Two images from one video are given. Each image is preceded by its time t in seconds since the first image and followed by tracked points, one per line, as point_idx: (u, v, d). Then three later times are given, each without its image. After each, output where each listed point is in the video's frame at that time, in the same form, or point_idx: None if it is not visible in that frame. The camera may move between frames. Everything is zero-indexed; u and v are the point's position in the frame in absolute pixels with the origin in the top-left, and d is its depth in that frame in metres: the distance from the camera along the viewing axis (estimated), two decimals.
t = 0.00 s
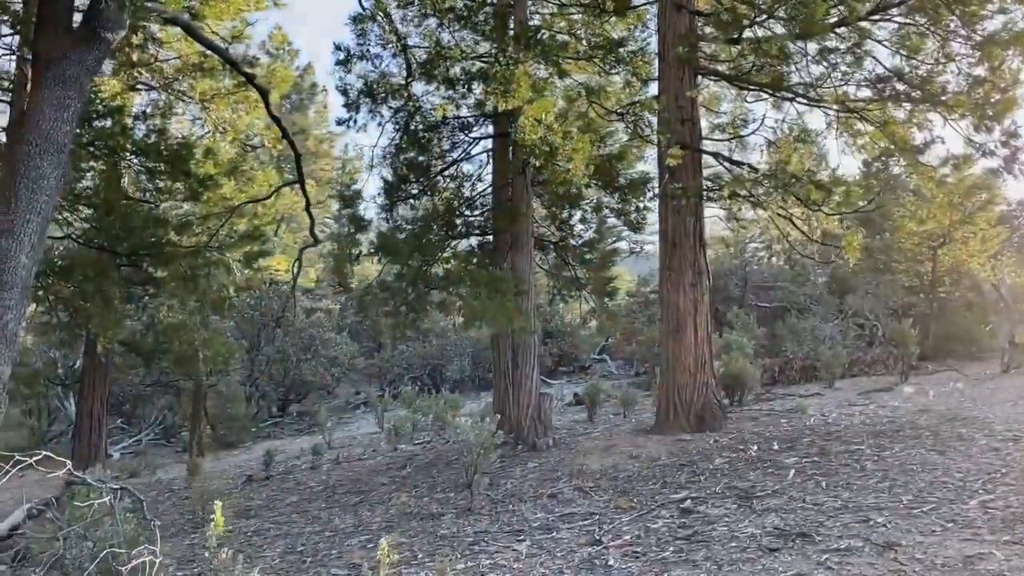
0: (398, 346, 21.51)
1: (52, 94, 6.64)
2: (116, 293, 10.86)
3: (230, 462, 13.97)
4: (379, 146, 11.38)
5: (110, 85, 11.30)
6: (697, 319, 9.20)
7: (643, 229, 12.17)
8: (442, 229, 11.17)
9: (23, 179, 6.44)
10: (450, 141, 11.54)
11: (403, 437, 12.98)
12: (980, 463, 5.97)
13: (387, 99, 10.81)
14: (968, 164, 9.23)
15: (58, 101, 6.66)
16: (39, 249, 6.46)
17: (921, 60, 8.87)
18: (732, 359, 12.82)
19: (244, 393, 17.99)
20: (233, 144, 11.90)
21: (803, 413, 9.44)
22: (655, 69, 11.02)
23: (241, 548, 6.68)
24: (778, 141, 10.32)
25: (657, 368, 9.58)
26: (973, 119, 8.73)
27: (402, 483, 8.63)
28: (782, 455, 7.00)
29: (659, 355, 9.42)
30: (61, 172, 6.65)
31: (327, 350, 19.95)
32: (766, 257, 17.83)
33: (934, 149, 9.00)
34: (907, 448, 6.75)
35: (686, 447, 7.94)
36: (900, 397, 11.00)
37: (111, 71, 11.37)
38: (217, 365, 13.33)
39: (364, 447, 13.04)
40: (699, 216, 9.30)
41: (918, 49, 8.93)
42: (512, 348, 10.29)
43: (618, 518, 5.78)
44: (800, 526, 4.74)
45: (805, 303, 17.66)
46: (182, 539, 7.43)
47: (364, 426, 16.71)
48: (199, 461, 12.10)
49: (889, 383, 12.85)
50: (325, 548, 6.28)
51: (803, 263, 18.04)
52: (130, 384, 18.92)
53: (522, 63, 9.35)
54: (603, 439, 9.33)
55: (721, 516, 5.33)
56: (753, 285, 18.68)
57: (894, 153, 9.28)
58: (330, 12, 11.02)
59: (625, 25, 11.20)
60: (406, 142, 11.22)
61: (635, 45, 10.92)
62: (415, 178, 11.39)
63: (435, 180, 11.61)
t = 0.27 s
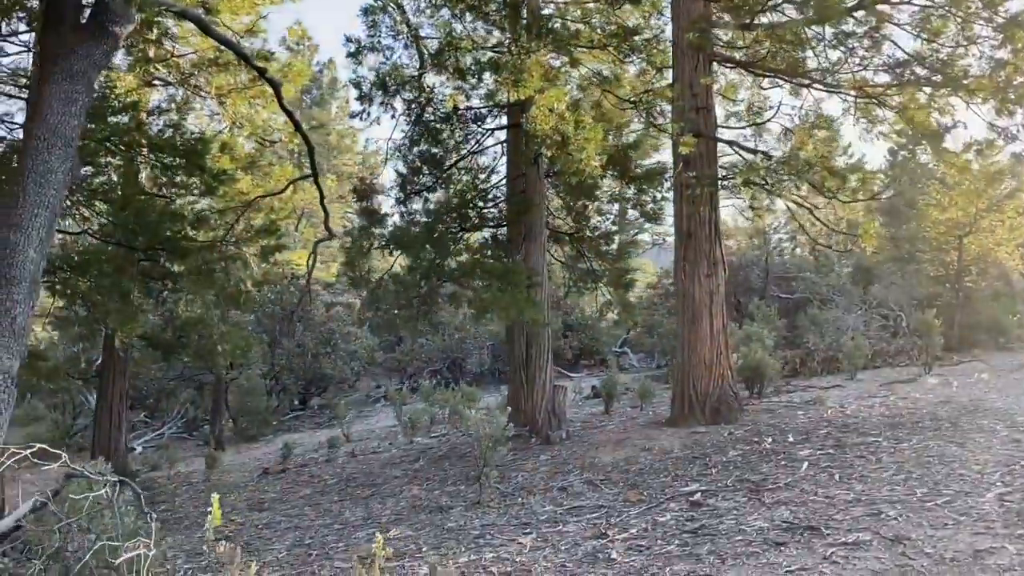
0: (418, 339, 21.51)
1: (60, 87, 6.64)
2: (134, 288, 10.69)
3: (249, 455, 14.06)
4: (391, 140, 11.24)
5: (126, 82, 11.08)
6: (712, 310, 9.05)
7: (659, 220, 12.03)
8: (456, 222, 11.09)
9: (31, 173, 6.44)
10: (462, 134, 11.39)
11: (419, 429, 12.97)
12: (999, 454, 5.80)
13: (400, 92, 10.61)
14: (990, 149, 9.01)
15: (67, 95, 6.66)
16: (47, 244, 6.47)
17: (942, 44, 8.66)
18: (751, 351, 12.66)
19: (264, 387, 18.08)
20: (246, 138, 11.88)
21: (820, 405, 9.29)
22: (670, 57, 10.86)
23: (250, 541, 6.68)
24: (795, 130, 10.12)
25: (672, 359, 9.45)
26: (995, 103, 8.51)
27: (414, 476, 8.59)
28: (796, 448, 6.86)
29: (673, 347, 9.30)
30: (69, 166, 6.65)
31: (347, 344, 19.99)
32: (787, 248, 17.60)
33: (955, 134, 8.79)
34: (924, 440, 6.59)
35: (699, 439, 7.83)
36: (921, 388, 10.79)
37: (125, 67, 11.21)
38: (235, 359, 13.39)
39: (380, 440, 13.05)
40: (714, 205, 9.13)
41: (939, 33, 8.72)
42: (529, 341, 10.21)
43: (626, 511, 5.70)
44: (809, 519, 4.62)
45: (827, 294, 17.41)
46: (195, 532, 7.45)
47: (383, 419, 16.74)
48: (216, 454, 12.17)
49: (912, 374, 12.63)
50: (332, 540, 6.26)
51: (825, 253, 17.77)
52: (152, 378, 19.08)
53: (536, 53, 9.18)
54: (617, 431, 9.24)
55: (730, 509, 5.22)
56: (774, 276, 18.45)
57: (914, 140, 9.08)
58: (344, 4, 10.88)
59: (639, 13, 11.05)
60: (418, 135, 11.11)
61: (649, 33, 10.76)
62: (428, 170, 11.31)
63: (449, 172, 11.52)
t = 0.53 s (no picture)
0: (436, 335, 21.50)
1: (67, 88, 6.64)
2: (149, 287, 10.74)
3: (267, 452, 14.12)
4: (403, 135, 11.17)
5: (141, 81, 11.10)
6: (725, 307, 8.94)
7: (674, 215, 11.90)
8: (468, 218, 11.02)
9: (37, 175, 6.45)
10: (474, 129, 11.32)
11: (435, 426, 12.95)
12: (1016, 454, 5.64)
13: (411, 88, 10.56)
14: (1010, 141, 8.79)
15: (73, 95, 6.65)
16: (54, 245, 6.48)
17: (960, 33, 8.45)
18: (768, 347, 12.49)
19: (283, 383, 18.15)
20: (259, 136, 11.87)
21: (837, 402, 9.14)
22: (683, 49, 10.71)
23: (258, 541, 6.68)
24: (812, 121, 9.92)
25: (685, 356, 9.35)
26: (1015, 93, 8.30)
27: (425, 474, 8.56)
28: (809, 447, 6.73)
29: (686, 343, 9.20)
30: (76, 167, 6.66)
31: (365, 340, 20.01)
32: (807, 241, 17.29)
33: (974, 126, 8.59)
34: (941, 439, 6.43)
35: (712, 438, 7.72)
36: (942, 384, 10.59)
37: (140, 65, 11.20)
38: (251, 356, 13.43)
39: (396, 437, 13.04)
40: (727, 200, 9.01)
41: (958, 22, 8.50)
42: (541, 339, 10.15)
43: (633, 512, 5.62)
44: (816, 522, 4.52)
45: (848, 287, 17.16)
46: (206, 531, 7.47)
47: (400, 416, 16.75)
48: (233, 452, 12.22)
49: (933, 369, 12.41)
50: (339, 541, 6.24)
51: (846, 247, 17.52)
52: (172, 375, 19.22)
53: (546, 48, 9.08)
54: (630, 429, 9.15)
55: (737, 511, 5.13)
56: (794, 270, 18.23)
57: (932, 131, 8.88)
58: None
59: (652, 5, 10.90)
60: (430, 131, 11.03)
61: (663, 25, 10.61)
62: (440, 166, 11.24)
63: (461, 168, 11.44)
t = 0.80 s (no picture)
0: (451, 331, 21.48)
1: (74, 90, 6.65)
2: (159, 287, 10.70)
3: (279, 451, 14.15)
4: (411, 133, 11.17)
5: (152, 82, 11.27)
6: (735, 302, 8.85)
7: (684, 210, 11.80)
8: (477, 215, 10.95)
9: (41, 178, 6.47)
10: (483, 125, 11.30)
11: (447, 423, 12.92)
12: None
13: (418, 87, 10.54)
14: None
15: (79, 96, 6.67)
16: (60, 246, 6.51)
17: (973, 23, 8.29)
18: (782, 342, 12.36)
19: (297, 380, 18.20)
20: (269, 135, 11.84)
21: (851, 398, 9.01)
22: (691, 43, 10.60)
23: (264, 541, 6.67)
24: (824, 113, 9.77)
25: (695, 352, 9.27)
26: None
27: (434, 473, 8.53)
28: (818, 445, 6.64)
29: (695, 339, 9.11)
30: (81, 169, 6.69)
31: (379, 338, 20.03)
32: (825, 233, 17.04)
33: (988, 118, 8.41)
34: (953, 437, 6.31)
35: (721, 435, 7.64)
36: (959, 379, 10.42)
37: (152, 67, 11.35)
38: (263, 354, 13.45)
39: (410, 434, 13.01)
40: (737, 196, 8.93)
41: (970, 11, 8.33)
42: (552, 333, 10.05)
43: (637, 512, 5.57)
44: (820, 523, 4.45)
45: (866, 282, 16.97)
46: (214, 530, 7.47)
47: (414, 413, 16.73)
48: (245, 450, 12.25)
49: (951, 364, 12.23)
50: (344, 540, 6.23)
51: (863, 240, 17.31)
52: (188, 373, 19.33)
53: (554, 43, 8.91)
54: (640, 426, 9.07)
55: (742, 511, 5.06)
56: (810, 264, 18.05)
57: (946, 124, 8.70)
58: None
59: None
60: (438, 128, 11.00)
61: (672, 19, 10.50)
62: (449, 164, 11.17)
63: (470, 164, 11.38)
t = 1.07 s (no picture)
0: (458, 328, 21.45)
1: (70, 85, 6.61)
2: (161, 284, 10.67)
3: (285, 447, 14.18)
4: (413, 129, 11.09)
5: (155, 78, 11.14)
6: (737, 299, 8.77)
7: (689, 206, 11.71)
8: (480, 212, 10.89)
9: (37, 174, 6.43)
10: (487, 121, 11.18)
11: (451, 420, 12.90)
12: None
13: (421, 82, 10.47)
14: None
15: (75, 93, 6.63)
16: (56, 243, 6.48)
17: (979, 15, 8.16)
18: (788, 340, 12.26)
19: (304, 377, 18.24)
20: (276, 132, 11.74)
21: (855, 395, 8.92)
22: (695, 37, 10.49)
23: (259, 537, 6.66)
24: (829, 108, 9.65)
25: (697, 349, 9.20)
26: None
27: (434, 471, 8.51)
28: (818, 444, 6.56)
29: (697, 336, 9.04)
30: (78, 165, 6.63)
31: (387, 334, 20.03)
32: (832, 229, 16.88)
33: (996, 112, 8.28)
34: (954, 435, 6.22)
35: (721, 432, 7.57)
36: (967, 377, 10.29)
37: (154, 62, 11.24)
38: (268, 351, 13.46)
39: (415, 430, 13.00)
40: (741, 191, 8.83)
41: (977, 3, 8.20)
42: (552, 331, 10.10)
43: (630, 510, 5.52)
44: (812, 523, 4.39)
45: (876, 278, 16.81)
46: (211, 527, 7.47)
47: (420, 409, 16.73)
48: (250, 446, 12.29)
49: (959, 361, 12.09)
50: (338, 537, 6.21)
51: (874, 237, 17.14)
52: (197, 369, 19.40)
53: (556, 38, 8.84)
54: (641, 424, 9.02)
55: (736, 510, 5.00)
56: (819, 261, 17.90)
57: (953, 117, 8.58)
58: None
59: None
60: (441, 124, 10.94)
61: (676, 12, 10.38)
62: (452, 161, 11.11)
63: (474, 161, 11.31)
